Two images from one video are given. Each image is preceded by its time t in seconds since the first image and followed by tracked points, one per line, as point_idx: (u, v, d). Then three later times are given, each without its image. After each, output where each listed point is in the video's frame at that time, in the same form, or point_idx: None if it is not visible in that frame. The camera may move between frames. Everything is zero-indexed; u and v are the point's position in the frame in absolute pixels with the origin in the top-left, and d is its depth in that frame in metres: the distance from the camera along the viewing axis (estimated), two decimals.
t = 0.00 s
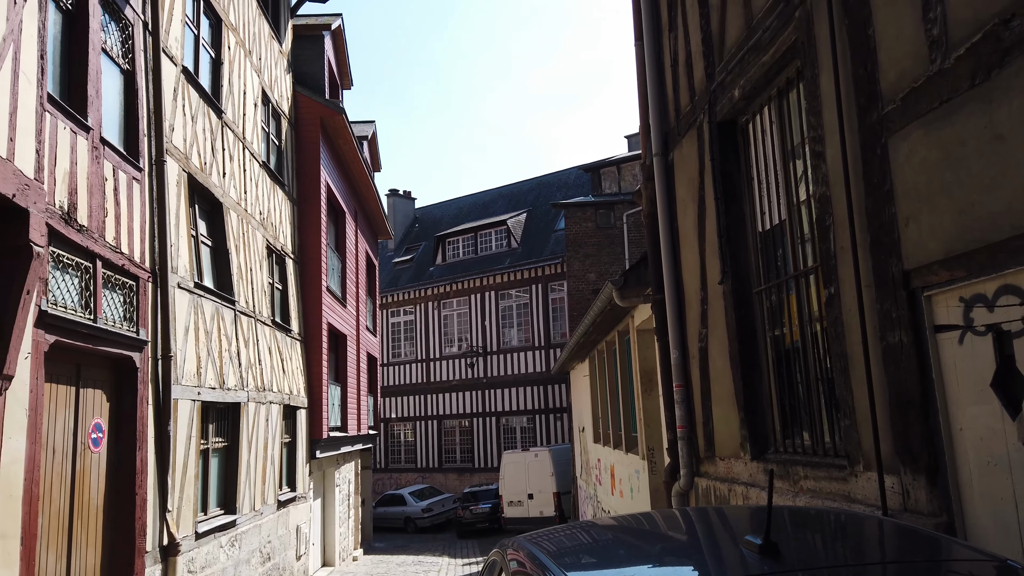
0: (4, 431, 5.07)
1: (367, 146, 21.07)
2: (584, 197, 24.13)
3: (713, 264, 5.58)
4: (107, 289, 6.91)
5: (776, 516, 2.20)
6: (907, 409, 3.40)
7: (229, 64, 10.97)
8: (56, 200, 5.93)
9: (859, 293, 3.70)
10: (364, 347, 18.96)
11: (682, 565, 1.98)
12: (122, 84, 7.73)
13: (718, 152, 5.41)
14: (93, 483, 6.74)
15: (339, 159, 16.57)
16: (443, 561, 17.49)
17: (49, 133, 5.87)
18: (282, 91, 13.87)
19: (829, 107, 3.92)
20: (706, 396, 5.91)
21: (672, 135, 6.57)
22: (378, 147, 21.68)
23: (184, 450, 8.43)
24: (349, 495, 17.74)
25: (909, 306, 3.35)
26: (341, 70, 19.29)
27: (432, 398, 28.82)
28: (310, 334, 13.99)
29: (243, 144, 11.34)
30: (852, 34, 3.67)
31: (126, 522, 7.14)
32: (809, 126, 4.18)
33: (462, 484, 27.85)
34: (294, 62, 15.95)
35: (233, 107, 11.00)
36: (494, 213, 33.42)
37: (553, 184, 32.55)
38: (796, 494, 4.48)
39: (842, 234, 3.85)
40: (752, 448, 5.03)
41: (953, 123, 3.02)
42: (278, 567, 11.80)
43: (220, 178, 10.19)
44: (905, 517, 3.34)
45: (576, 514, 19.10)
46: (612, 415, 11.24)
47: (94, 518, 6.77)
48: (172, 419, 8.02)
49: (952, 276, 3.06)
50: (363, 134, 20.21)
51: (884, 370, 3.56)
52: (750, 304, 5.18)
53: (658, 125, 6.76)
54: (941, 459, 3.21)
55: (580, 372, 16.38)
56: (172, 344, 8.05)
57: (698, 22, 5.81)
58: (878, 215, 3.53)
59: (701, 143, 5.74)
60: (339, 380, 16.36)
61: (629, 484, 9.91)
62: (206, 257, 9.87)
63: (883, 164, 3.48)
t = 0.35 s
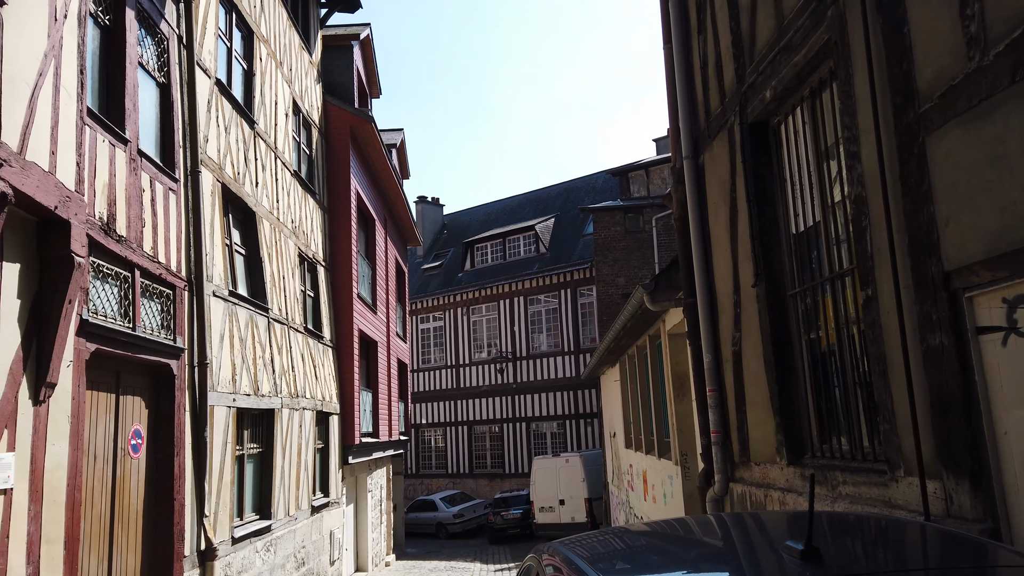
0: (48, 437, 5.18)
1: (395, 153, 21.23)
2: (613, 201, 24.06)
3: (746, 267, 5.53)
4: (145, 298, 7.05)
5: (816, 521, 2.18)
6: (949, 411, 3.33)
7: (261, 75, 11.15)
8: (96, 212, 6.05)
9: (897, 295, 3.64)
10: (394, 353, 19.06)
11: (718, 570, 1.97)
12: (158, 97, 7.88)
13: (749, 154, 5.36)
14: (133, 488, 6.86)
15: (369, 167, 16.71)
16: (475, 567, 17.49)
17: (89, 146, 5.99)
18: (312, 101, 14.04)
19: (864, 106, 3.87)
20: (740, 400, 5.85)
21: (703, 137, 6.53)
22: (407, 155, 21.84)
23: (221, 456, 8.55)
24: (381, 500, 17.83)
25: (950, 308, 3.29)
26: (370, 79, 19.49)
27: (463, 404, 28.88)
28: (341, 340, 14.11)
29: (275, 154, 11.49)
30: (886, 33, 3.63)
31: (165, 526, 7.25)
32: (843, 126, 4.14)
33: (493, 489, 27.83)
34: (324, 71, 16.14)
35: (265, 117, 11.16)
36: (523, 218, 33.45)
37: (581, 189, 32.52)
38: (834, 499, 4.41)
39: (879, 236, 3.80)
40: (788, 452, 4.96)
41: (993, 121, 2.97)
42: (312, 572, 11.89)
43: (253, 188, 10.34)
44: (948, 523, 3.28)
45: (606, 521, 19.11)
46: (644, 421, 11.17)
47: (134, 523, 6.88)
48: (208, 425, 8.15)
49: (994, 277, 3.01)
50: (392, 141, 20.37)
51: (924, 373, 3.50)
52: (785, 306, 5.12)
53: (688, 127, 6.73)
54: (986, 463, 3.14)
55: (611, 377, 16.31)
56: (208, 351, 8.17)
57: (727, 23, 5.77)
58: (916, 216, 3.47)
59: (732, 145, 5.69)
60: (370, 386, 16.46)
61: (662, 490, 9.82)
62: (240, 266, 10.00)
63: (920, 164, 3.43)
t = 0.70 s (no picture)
0: (98, 442, 5.30)
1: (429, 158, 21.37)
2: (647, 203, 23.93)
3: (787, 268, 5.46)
4: (189, 305, 7.20)
5: (866, 523, 2.15)
6: (1001, 413, 3.26)
7: (297, 84, 11.32)
8: (142, 221, 6.19)
9: (945, 294, 3.57)
10: (430, 357, 19.17)
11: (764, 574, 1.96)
12: (199, 108, 8.05)
13: (788, 154, 5.30)
14: (179, 491, 7.00)
15: (403, 173, 16.85)
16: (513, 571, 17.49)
17: (134, 157, 6.14)
18: (347, 108, 14.21)
19: (907, 102, 3.81)
20: (782, 402, 5.77)
21: (740, 137, 6.47)
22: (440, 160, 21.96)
23: (263, 459, 8.68)
24: (419, 504, 17.92)
25: (1001, 307, 3.22)
26: (403, 86, 19.66)
27: (499, 407, 28.91)
28: (378, 345, 14.24)
29: (312, 161, 11.66)
30: (929, 27, 3.56)
31: (210, 529, 7.38)
32: (886, 123, 4.07)
33: (529, 493, 27.80)
34: (358, 79, 16.33)
35: (302, 125, 11.33)
36: (557, 221, 33.44)
37: (614, 191, 32.41)
38: (882, 503, 4.33)
39: (925, 234, 3.73)
40: (833, 455, 4.89)
41: None
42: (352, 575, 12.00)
43: (291, 195, 10.50)
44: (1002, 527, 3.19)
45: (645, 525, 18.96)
46: (682, 423, 11.07)
47: (180, 525, 7.02)
48: (250, 429, 8.28)
49: None
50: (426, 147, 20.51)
51: (975, 374, 3.42)
52: (828, 307, 5.04)
53: (725, 127, 6.66)
54: None
55: (647, 380, 16.21)
56: (249, 356, 8.31)
57: (764, 22, 5.71)
58: (964, 213, 3.40)
59: (771, 144, 5.63)
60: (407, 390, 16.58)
61: (702, 493, 9.72)
62: (280, 272, 10.15)
63: (967, 159, 3.36)
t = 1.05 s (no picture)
0: (153, 445, 5.45)
1: (468, 163, 21.48)
2: (688, 203, 23.73)
3: (835, 268, 5.36)
4: (237, 311, 7.36)
5: (922, 528, 2.11)
6: None
7: (338, 92, 11.48)
8: (192, 230, 6.34)
9: (1002, 294, 3.48)
10: (470, 360, 19.26)
11: None
12: (245, 118, 8.22)
13: (835, 152, 5.21)
14: (229, 492, 7.15)
15: (442, 178, 16.97)
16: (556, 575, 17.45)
17: (185, 167, 6.29)
18: (387, 115, 14.36)
19: (959, 98, 3.72)
20: (831, 405, 5.67)
21: (784, 136, 6.38)
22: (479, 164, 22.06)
23: (309, 462, 8.81)
24: (461, 507, 17.99)
25: None
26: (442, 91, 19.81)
27: (539, 410, 28.88)
28: (420, 348, 14.35)
29: (353, 168, 11.81)
30: (981, 21, 3.48)
31: (259, 530, 7.52)
32: (937, 120, 3.98)
33: (571, 496, 27.69)
34: (398, 86, 16.50)
35: (343, 132, 11.49)
36: (596, 223, 33.33)
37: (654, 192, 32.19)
38: (937, 509, 4.22)
39: (980, 233, 3.64)
40: (885, 459, 4.79)
41: None
42: None
43: (334, 202, 10.65)
44: None
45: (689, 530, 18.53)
46: (727, 426, 10.93)
47: (230, 527, 7.16)
48: (297, 432, 8.42)
49: None
50: (464, 151, 20.63)
51: None
52: (878, 308, 4.94)
53: (769, 126, 6.58)
54: None
55: (690, 383, 16.05)
56: (295, 361, 8.44)
57: (808, 19, 5.64)
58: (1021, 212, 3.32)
59: (817, 143, 5.54)
60: (448, 394, 16.68)
61: (748, 497, 9.59)
62: (323, 277, 10.30)
63: None
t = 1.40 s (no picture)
0: (206, 450, 5.57)
1: (507, 169, 21.55)
2: (731, 206, 23.45)
3: (886, 269, 5.26)
4: (285, 319, 7.50)
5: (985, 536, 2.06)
6: None
7: (380, 102, 11.63)
8: (243, 241, 6.49)
9: None
10: (512, 366, 19.27)
11: None
12: (291, 130, 8.38)
13: (884, 152, 5.11)
14: (279, 497, 7.28)
15: (482, 184, 17.05)
16: None
17: (234, 180, 6.43)
18: (427, 123, 14.49)
19: (1015, 95, 3.63)
20: (884, 409, 5.56)
21: (830, 136, 6.29)
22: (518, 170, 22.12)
23: (356, 468, 8.91)
24: (504, 512, 18.00)
25: None
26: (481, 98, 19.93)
27: (581, 416, 28.76)
28: (462, 354, 14.41)
29: (395, 176, 11.95)
30: None
31: (308, 535, 7.63)
32: (992, 117, 3.88)
33: (615, 502, 27.50)
34: (438, 94, 16.65)
35: (385, 141, 11.63)
36: (636, 227, 33.14)
37: (695, 194, 31.89)
38: (998, 517, 4.10)
39: None
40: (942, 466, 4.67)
41: None
42: None
43: (376, 211, 10.78)
44: None
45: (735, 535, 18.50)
46: (775, 431, 10.75)
47: (281, 531, 7.28)
48: (343, 438, 8.53)
49: None
50: (504, 157, 20.70)
51: None
52: (932, 310, 4.83)
53: (814, 127, 6.48)
54: None
55: (735, 387, 15.85)
56: (341, 368, 8.56)
57: (855, 18, 5.55)
58: None
59: (865, 142, 5.45)
60: (491, 399, 16.72)
61: (797, 504, 9.42)
62: (367, 285, 10.42)
63: None
